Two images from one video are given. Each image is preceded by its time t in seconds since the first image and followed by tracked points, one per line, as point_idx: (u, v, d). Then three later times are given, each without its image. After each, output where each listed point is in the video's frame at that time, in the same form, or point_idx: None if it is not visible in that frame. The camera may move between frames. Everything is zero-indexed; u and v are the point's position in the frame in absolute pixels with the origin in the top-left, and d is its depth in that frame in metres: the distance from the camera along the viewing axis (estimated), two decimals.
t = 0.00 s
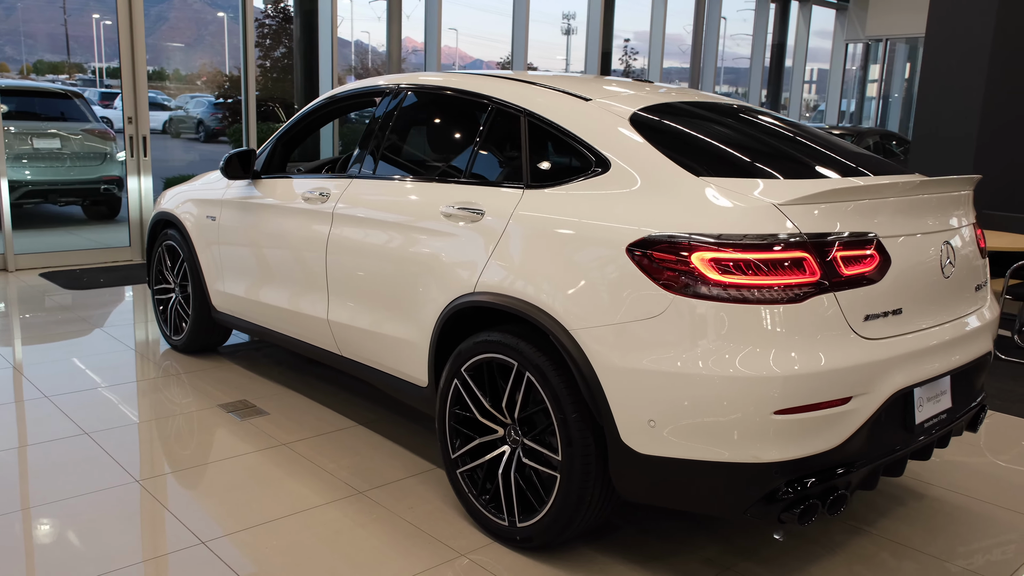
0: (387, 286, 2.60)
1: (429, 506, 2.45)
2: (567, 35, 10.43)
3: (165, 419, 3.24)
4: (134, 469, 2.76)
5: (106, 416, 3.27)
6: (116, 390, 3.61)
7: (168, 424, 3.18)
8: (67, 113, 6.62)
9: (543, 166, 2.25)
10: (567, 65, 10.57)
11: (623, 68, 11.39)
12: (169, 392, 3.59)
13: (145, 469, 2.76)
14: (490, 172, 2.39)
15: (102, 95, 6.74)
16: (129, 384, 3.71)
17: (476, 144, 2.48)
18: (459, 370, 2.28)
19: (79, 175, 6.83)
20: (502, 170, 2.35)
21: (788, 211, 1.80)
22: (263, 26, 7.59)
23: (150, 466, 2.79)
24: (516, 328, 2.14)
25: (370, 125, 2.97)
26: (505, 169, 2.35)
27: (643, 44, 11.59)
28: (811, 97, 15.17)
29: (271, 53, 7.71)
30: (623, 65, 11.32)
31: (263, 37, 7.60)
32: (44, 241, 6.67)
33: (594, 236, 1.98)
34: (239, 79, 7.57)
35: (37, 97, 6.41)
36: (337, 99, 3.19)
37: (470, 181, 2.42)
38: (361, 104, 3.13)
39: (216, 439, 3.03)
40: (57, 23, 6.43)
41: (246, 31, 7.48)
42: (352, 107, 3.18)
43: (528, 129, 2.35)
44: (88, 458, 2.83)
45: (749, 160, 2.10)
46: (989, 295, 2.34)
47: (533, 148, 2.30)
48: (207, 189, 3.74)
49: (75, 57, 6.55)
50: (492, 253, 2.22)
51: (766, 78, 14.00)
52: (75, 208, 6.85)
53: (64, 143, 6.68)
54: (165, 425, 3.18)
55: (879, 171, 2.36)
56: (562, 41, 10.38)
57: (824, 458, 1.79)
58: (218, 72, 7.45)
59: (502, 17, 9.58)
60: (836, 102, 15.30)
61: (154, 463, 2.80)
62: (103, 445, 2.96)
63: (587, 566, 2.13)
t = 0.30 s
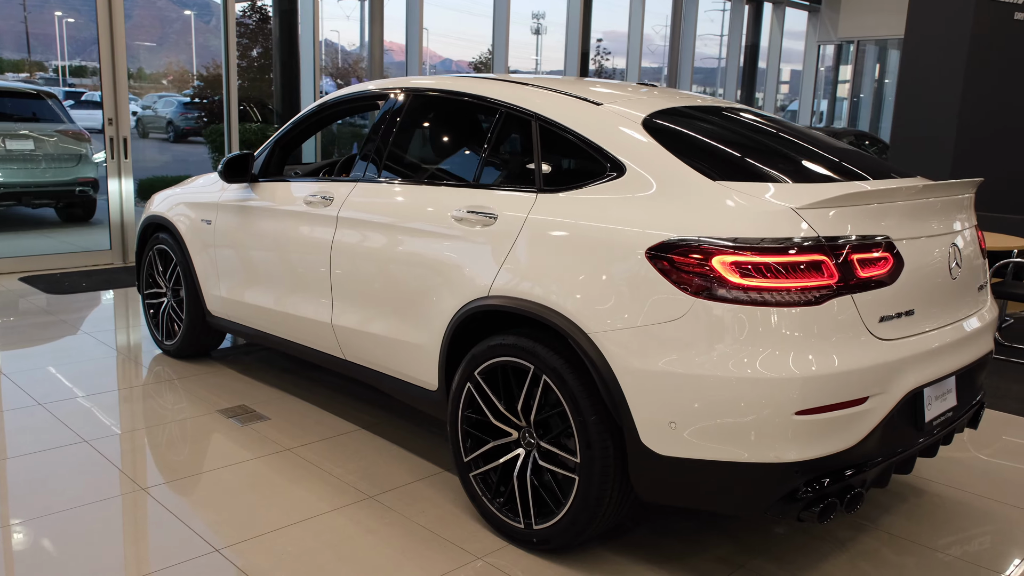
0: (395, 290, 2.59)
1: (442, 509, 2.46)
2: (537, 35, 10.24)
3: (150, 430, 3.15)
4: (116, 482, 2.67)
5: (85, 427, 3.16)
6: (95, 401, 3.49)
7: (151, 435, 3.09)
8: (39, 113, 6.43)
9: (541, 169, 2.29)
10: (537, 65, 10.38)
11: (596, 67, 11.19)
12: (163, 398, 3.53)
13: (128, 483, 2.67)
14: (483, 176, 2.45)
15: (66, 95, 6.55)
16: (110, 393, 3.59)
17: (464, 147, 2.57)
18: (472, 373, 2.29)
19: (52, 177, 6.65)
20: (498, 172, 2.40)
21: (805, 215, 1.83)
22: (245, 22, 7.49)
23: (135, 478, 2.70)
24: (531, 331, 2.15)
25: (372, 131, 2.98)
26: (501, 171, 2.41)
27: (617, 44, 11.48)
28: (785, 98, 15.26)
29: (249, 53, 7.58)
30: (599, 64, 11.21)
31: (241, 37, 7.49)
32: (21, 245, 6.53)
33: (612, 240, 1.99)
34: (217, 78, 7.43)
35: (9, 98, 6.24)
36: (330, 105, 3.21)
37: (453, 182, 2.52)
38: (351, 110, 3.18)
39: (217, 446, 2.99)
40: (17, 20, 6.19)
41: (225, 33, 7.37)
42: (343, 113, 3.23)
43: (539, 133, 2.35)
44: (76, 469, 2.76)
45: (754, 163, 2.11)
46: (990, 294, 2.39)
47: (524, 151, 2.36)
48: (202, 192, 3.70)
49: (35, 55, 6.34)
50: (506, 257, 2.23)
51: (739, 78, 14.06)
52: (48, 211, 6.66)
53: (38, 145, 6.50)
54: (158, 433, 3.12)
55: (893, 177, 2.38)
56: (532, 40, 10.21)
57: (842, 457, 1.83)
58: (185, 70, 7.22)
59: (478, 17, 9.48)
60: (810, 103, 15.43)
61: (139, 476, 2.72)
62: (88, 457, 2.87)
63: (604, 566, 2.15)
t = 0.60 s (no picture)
0: (403, 289, 2.58)
1: (453, 509, 2.45)
2: (508, 35, 9.99)
3: (134, 436, 3.07)
4: (100, 492, 2.58)
5: (65, 435, 3.06)
6: (74, 407, 3.38)
7: (135, 443, 3.01)
8: (12, 112, 6.32)
9: (531, 166, 2.35)
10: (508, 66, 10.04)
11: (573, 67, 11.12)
12: (157, 402, 3.47)
13: (111, 492, 2.58)
14: (467, 173, 2.53)
15: (33, 94, 6.40)
16: (90, 399, 3.49)
17: (452, 145, 2.64)
18: (486, 372, 2.28)
19: (28, 177, 6.54)
20: (480, 169, 2.49)
21: (825, 213, 1.85)
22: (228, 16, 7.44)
23: (119, 488, 2.62)
24: (547, 330, 2.15)
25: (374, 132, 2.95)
26: (482, 168, 2.49)
27: (593, 44, 11.49)
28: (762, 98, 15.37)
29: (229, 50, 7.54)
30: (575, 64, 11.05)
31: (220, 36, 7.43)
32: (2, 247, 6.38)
33: (631, 239, 1.99)
34: (192, 77, 7.40)
35: None
36: (326, 107, 3.19)
37: (442, 181, 2.57)
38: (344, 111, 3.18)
39: (219, 449, 2.96)
40: None
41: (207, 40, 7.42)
42: (336, 116, 3.22)
43: (552, 132, 2.35)
44: (73, 476, 2.70)
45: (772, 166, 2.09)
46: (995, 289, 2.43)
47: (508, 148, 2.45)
48: (198, 192, 3.64)
49: None
50: (522, 257, 2.22)
51: (717, 79, 14.13)
52: (24, 212, 6.54)
53: (14, 144, 6.40)
54: (149, 439, 3.05)
55: (893, 171, 2.42)
56: (503, 41, 9.95)
57: (863, 453, 1.85)
58: (154, 69, 7.09)
59: (453, 18, 9.37)
60: (786, 102, 15.55)
61: (138, 482, 2.67)
62: (71, 466, 2.78)
63: (623, 565, 2.15)
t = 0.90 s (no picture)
0: (412, 289, 2.55)
1: (465, 510, 2.43)
2: (481, 33, 9.86)
3: (115, 446, 2.97)
4: (82, 505, 2.49)
5: (44, 445, 2.96)
6: (54, 415, 3.27)
7: (119, 452, 2.92)
8: None
9: (530, 164, 2.36)
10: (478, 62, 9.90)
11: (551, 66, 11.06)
12: (150, 406, 3.40)
13: (92, 506, 2.48)
14: (457, 171, 2.56)
15: None
16: (70, 407, 3.38)
17: (441, 144, 2.67)
18: (501, 372, 2.27)
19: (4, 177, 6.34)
20: (470, 167, 2.52)
21: (846, 209, 1.86)
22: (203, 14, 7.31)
23: (101, 501, 2.52)
24: (565, 329, 2.14)
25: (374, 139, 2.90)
26: (472, 166, 2.53)
27: (567, 44, 11.46)
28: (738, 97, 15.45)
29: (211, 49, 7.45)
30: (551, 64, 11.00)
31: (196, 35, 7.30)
32: None
33: (652, 237, 1.99)
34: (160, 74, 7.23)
35: None
36: (324, 106, 3.17)
37: (430, 178, 2.61)
38: (332, 113, 3.19)
39: (222, 453, 2.91)
40: None
41: (174, 39, 7.25)
42: (326, 117, 3.22)
43: (565, 129, 2.33)
44: (74, 483, 2.64)
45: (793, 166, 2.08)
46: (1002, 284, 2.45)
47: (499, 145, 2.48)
48: (193, 191, 3.57)
49: None
50: (537, 255, 2.20)
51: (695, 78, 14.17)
52: None
53: None
54: (139, 446, 2.97)
55: (894, 165, 2.44)
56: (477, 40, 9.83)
57: (885, 448, 1.86)
58: (119, 67, 6.87)
59: (430, 16, 9.26)
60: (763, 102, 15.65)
61: (140, 488, 2.62)
62: (53, 477, 2.69)
63: (642, 563, 2.15)
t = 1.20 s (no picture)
0: (414, 291, 2.52)
1: (470, 514, 2.42)
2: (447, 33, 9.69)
3: (88, 459, 2.85)
4: (57, 523, 2.38)
5: (15, 458, 2.84)
6: (25, 427, 3.14)
7: (96, 464, 2.81)
8: None
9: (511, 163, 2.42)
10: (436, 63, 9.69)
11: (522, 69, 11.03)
12: (134, 414, 3.31)
13: (64, 525, 2.37)
14: (439, 172, 2.60)
15: None
16: (42, 417, 3.25)
17: (423, 146, 2.70)
18: (507, 375, 2.26)
19: None
20: (450, 168, 2.57)
21: (855, 209, 1.88)
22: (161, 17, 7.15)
23: (76, 519, 2.41)
24: (574, 330, 2.14)
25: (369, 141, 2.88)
26: (453, 166, 2.58)
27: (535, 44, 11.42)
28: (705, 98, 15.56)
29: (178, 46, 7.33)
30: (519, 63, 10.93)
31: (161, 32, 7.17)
32: None
33: (665, 238, 1.99)
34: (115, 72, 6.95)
35: None
36: (309, 110, 3.14)
37: (411, 180, 2.65)
38: (315, 117, 3.17)
39: (216, 460, 2.85)
40: None
41: (130, 35, 7.02)
42: (309, 122, 3.19)
43: (569, 130, 2.33)
44: (64, 495, 2.56)
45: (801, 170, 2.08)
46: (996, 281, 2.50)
47: (479, 147, 2.55)
48: (179, 193, 3.50)
49: None
50: (545, 257, 2.20)
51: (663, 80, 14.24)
52: None
53: None
54: (122, 457, 2.88)
55: (873, 157, 2.48)
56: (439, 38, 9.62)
57: (894, 445, 1.89)
58: (74, 65, 6.61)
59: (397, 18, 9.06)
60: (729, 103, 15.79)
61: (135, 499, 2.55)
62: (26, 492, 2.58)
63: (653, 563, 2.16)
